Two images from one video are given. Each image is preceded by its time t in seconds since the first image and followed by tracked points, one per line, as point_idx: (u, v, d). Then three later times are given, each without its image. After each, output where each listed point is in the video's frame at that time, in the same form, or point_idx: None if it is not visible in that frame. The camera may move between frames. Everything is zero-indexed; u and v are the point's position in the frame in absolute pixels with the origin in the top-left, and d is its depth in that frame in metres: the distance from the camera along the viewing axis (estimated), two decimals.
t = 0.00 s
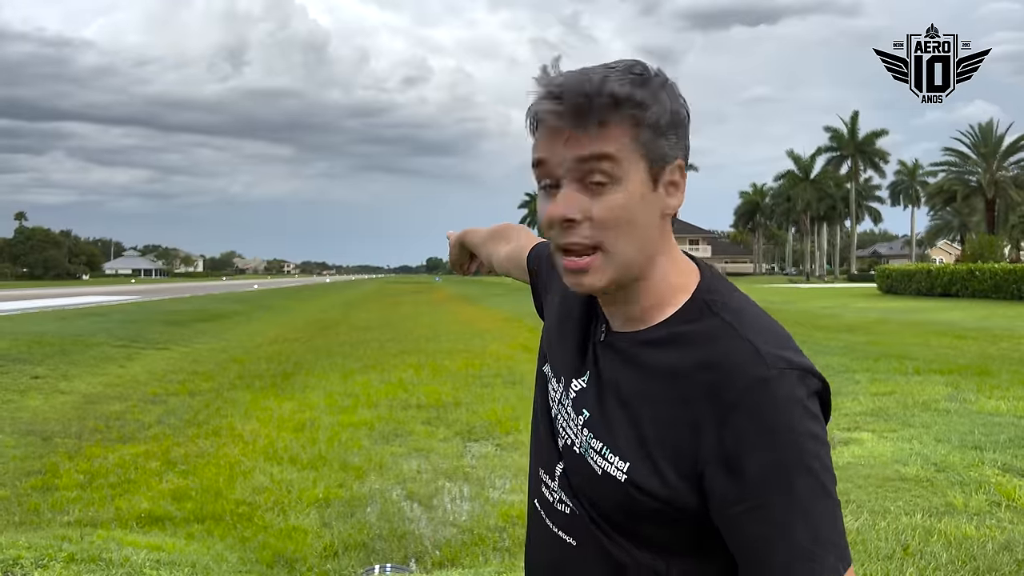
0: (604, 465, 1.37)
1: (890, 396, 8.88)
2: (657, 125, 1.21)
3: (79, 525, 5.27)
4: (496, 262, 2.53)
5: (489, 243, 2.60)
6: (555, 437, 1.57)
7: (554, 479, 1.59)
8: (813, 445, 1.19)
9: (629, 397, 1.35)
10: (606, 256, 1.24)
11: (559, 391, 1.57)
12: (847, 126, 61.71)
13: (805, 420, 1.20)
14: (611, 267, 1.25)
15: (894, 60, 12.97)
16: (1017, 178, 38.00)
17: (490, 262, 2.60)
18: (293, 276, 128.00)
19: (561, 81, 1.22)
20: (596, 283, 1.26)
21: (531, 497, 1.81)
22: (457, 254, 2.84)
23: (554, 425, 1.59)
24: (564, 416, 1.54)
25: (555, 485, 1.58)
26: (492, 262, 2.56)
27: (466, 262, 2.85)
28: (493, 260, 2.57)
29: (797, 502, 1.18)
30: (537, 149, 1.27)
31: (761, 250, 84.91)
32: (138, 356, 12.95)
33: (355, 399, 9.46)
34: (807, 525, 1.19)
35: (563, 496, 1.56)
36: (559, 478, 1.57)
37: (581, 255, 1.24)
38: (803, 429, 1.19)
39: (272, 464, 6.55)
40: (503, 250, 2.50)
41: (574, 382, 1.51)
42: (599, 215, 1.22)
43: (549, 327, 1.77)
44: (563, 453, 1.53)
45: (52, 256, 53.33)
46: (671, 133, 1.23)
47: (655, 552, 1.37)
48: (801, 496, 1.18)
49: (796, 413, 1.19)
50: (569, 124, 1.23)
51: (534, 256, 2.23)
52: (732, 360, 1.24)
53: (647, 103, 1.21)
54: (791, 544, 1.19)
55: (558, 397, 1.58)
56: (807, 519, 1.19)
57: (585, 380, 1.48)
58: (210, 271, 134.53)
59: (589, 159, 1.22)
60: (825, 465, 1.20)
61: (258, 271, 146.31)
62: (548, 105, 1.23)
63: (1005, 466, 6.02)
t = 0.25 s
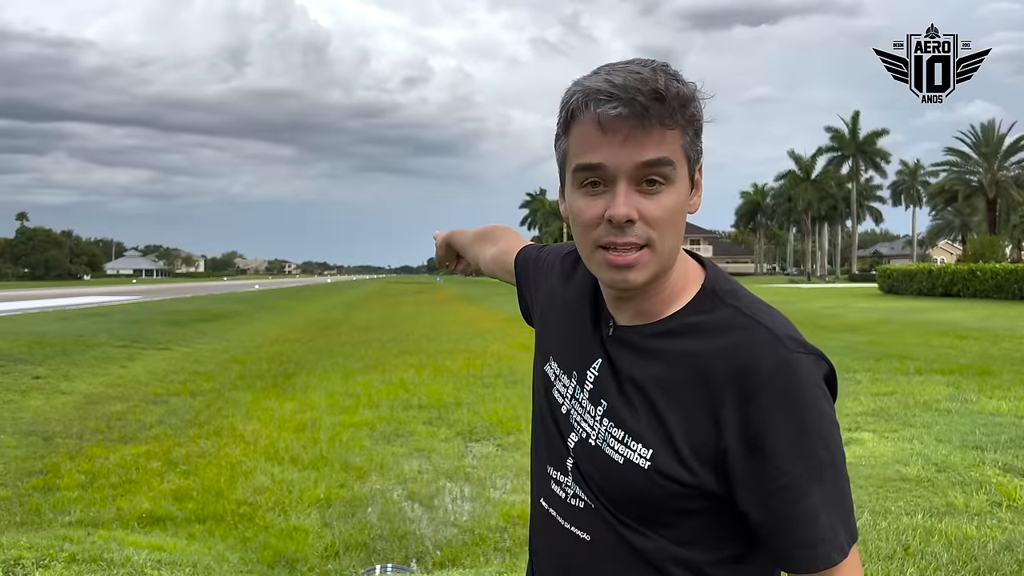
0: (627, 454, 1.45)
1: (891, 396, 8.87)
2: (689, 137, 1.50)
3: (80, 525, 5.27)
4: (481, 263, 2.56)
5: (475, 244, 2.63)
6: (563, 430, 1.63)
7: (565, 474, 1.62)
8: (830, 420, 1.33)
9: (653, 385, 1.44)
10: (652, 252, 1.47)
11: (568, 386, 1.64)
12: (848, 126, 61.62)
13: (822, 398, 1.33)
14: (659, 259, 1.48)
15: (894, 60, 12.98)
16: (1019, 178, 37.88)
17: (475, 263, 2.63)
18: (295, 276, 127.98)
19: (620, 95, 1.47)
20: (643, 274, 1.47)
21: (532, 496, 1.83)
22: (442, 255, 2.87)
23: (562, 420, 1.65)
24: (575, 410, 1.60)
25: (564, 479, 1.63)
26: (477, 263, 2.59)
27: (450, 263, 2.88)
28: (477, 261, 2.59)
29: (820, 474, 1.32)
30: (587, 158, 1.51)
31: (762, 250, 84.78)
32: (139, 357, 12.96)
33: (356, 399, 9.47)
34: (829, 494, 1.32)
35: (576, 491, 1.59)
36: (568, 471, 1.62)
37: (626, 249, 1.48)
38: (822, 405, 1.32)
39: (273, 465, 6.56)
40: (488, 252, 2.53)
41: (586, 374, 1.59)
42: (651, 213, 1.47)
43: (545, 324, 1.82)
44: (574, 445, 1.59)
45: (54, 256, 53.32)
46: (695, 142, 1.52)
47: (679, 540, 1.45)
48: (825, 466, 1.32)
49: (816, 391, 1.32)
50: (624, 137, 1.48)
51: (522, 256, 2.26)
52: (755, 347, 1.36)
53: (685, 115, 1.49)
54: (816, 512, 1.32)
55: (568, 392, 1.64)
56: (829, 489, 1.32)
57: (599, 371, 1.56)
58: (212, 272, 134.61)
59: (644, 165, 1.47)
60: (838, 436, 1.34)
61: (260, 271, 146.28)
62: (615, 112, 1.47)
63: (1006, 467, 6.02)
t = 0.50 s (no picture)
0: (637, 449, 1.45)
1: (892, 396, 8.87)
2: (690, 135, 1.51)
3: (81, 525, 5.28)
4: (468, 268, 2.56)
5: (460, 248, 2.63)
6: (569, 428, 1.63)
7: (571, 473, 1.62)
8: (838, 414, 1.34)
9: (663, 380, 1.45)
10: (656, 249, 1.48)
11: (574, 383, 1.64)
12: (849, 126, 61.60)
13: (831, 391, 1.35)
14: (661, 256, 1.49)
15: (894, 60, 12.98)
16: (1020, 178, 37.86)
17: (461, 266, 2.63)
18: (296, 276, 128.04)
19: (619, 95, 1.47)
20: (646, 271, 1.48)
21: (534, 495, 1.83)
22: (422, 258, 2.86)
23: (568, 417, 1.64)
24: (582, 407, 1.60)
25: (569, 477, 1.63)
26: (465, 267, 2.59)
27: (431, 266, 2.88)
28: (464, 265, 2.60)
29: (832, 466, 1.33)
30: (589, 158, 1.51)
31: (763, 250, 84.76)
32: (140, 357, 12.97)
33: (357, 399, 9.48)
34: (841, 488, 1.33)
35: (583, 489, 1.58)
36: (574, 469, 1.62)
37: (629, 247, 1.48)
38: (832, 397, 1.34)
39: (274, 465, 6.57)
40: (475, 256, 2.53)
41: (594, 371, 1.59)
42: (654, 212, 1.47)
43: (546, 323, 1.82)
44: (581, 443, 1.59)
45: (55, 256, 53.42)
46: (697, 139, 1.52)
47: (689, 534, 1.46)
48: (837, 459, 1.33)
49: (824, 384, 1.34)
50: (624, 138, 1.48)
51: (515, 258, 2.26)
52: (765, 341, 1.38)
53: (686, 113, 1.49)
54: (827, 505, 1.33)
55: (573, 390, 1.64)
56: (840, 483, 1.33)
57: (606, 368, 1.57)
58: (213, 272, 134.70)
59: (645, 165, 1.47)
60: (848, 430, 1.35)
61: (261, 271, 146.37)
62: (613, 114, 1.47)
63: (1006, 467, 6.02)
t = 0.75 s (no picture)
0: (644, 448, 1.44)
1: (893, 397, 8.87)
2: (690, 139, 1.50)
3: (81, 526, 5.28)
4: (469, 270, 2.57)
5: (460, 250, 2.63)
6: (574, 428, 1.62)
7: (576, 473, 1.61)
8: (844, 410, 1.36)
9: (670, 381, 1.44)
10: (655, 253, 1.48)
11: (579, 382, 1.64)
12: (850, 126, 61.55)
13: (836, 387, 1.36)
14: (660, 259, 1.49)
15: (894, 60, 12.97)
16: (1021, 179, 37.82)
17: (460, 268, 2.63)
18: (297, 276, 128.09)
19: (615, 100, 1.47)
20: (645, 275, 1.48)
21: (537, 495, 1.83)
22: (421, 259, 2.86)
23: (573, 417, 1.64)
24: (587, 407, 1.60)
25: (574, 476, 1.63)
26: (465, 269, 2.59)
27: (430, 268, 2.88)
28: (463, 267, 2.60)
29: (838, 461, 1.34)
30: (588, 162, 1.51)
31: (764, 250, 84.72)
32: (140, 358, 12.97)
33: (358, 399, 9.49)
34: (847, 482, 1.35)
35: (588, 489, 1.58)
36: (578, 470, 1.61)
37: (628, 250, 1.48)
38: (837, 393, 1.36)
39: (274, 465, 6.57)
40: (475, 258, 2.53)
41: (600, 372, 1.58)
42: (652, 216, 1.47)
43: (549, 323, 1.81)
44: (586, 442, 1.59)
45: (56, 257, 53.47)
46: (698, 142, 1.52)
47: (696, 534, 1.46)
48: (843, 455, 1.35)
49: (831, 380, 1.35)
50: (621, 142, 1.48)
51: (518, 258, 2.26)
52: (771, 338, 1.38)
53: (684, 116, 1.48)
54: (834, 502, 1.34)
55: (578, 389, 1.64)
56: (847, 476, 1.35)
57: (613, 367, 1.56)
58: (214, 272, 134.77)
59: (642, 170, 1.47)
60: (851, 425, 1.37)
61: (261, 272, 146.43)
62: (609, 118, 1.47)
63: (1007, 467, 6.02)
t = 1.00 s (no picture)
0: (645, 451, 1.44)
1: (893, 397, 8.86)
2: (671, 137, 1.45)
3: (82, 526, 5.28)
4: (479, 270, 2.55)
5: (470, 251, 2.63)
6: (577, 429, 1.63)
7: (578, 474, 1.62)
8: (849, 419, 1.35)
9: (673, 384, 1.44)
10: (635, 256, 1.47)
11: (583, 384, 1.64)
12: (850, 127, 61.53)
13: (840, 395, 1.36)
14: (642, 262, 1.47)
15: (894, 60, 12.96)
16: (1021, 179, 37.79)
17: (470, 269, 2.63)
18: (297, 277, 128.15)
19: (586, 102, 1.46)
20: (629, 279, 1.48)
21: (539, 495, 1.83)
22: (432, 262, 2.86)
23: (577, 418, 1.64)
24: (591, 409, 1.60)
25: (576, 477, 1.63)
26: (474, 269, 2.58)
27: (440, 270, 2.88)
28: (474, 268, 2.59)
29: (840, 469, 1.34)
30: (569, 165, 1.52)
31: (764, 250, 84.70)
32: (141, 358, 12.96)
33: (359, 400, 9.49)
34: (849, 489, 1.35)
35: (589, 490, 1.58)
36: (580, 471, 1.62)
37: (610, 254, 1.48)
38: (842, 402, 1.35)
39: (275, 466, 6.57)
40: (485, 259, 2.53)
41: (603, 374, 1.59)
42: (627, 219, 1.45)
43: (555, 323, 1.81)
44: (589, 443, 1.59)
45: (57, 257, 53.52)
46: (684, 140, 1.46)
47: (697, 538, 1.46)
48: (845, 462, 1.34)
49: (836, 388, 1.35)
50: (596, 145, 1.47)
51: (526, 260, 2.26)
52: (777, 344, 1.37)
53: (663, 116, 1.44)
54: (835, 510, 1.34)
55: (582, 391, 1.64)
56: (849, 484, 1.35)
57: (617, 370, 1.56)
58: (214, 273, 134.82)
59: (616, 172, 1.45)
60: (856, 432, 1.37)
61: (262, 272, 146.48)
62: (582, 122, 1.47)
63: (1008, 467, 6.02)
